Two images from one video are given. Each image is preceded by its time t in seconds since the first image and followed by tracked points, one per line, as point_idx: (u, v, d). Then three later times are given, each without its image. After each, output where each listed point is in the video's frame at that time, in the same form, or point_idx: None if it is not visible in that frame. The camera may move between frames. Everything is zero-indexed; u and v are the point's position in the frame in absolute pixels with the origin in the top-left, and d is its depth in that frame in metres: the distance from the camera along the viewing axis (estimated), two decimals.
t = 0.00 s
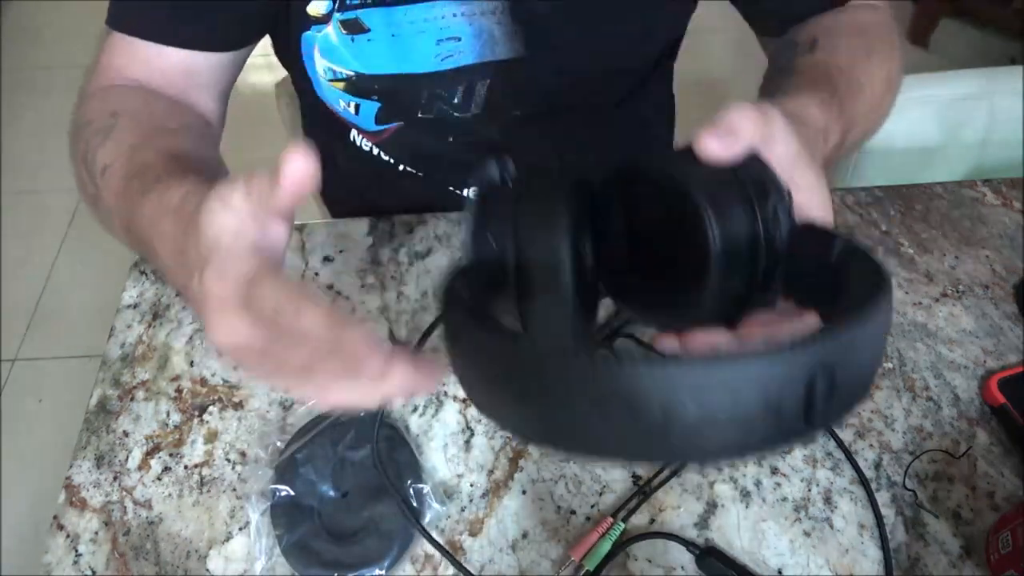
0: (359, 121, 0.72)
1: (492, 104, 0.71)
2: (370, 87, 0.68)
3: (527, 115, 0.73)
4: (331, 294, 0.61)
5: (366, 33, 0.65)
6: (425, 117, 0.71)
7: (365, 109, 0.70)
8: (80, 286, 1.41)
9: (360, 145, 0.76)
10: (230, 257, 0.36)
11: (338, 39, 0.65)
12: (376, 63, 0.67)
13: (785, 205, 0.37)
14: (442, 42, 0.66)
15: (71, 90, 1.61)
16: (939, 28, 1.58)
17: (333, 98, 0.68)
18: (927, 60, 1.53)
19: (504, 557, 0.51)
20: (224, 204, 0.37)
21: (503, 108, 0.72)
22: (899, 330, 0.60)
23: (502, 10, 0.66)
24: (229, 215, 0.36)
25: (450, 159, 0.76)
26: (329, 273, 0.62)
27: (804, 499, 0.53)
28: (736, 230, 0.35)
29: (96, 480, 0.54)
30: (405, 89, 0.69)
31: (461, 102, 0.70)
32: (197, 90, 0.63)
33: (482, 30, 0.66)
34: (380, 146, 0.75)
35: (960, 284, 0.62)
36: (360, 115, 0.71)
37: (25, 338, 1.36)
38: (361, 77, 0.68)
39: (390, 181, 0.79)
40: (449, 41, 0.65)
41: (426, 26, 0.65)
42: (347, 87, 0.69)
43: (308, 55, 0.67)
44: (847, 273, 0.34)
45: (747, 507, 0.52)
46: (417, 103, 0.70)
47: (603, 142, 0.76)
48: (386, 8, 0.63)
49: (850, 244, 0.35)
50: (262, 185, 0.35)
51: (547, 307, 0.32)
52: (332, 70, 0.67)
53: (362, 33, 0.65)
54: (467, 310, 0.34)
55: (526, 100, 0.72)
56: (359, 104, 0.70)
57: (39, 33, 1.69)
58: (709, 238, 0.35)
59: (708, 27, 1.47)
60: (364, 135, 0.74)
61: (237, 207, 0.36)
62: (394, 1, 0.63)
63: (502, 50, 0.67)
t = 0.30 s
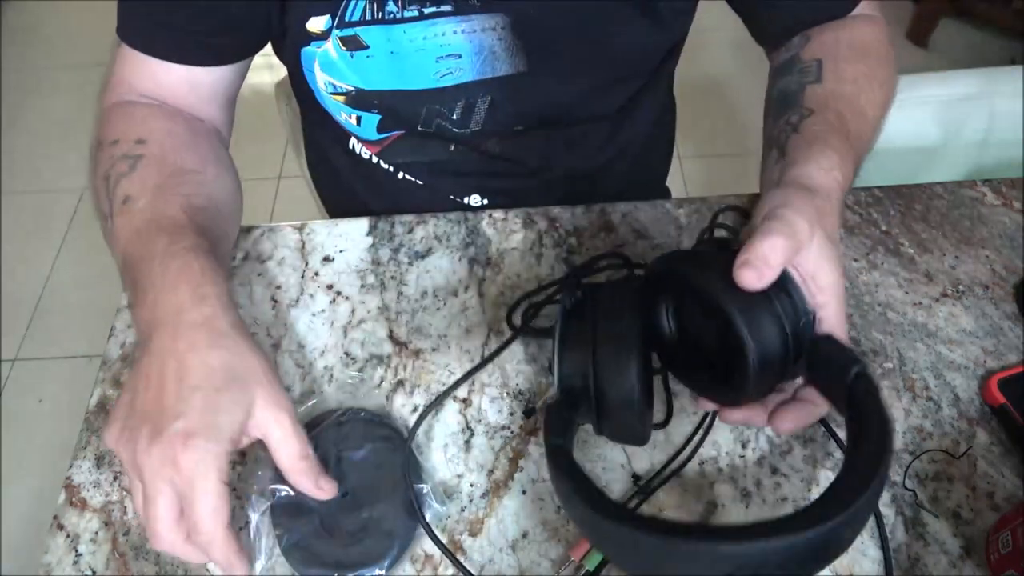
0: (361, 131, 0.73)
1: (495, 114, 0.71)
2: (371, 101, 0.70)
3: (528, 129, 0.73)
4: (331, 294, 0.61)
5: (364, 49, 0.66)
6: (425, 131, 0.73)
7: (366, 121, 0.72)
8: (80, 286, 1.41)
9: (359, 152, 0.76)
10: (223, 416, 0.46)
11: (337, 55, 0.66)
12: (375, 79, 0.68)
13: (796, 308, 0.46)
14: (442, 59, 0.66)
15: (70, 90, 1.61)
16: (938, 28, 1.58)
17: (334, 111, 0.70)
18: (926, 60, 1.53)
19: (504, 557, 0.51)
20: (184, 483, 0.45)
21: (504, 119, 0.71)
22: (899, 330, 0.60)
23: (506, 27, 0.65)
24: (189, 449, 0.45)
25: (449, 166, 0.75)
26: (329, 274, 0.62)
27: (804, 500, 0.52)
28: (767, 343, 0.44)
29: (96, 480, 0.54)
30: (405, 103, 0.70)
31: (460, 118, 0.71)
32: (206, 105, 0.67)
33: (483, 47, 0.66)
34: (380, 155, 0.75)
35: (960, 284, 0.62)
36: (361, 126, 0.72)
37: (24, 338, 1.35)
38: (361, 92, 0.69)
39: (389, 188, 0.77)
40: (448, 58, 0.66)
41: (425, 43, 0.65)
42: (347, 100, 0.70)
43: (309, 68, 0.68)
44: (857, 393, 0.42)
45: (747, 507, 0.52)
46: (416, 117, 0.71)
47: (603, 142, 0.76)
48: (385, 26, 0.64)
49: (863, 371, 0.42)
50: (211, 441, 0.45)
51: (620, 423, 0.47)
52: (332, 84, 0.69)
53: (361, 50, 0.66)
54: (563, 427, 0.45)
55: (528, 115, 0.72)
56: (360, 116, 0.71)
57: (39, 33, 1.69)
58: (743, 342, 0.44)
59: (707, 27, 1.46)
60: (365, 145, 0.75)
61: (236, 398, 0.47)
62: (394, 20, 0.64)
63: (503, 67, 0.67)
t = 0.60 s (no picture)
0: (362, 136, 0.74)
1: (496, 118, 0.71)
2: (373, 106, 0.70)
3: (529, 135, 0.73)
4: (331, 294, 0.61)
5: (366, 55, 0.66)
6: (426, 135, 0.73)
7: (368, 125, 0.72)
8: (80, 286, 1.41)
9: (361, 156, 0.77)
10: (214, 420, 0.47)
11: (339, 60, 0.67)
12: (376, 84, 0.68)
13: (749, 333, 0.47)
14: (444, 64, 0.66)
15: (70, 90, 1.61)
16: (938, 28, 1.58)
17: (335, 116, 0.70)
18: (926, 61, 1.53)
19: (504, 556, 0.51)
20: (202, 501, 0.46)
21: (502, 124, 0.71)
22: (900, 331, 0.60)
23: (507, 32, 0.65)
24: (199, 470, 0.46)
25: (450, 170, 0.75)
26: (329, 273, 0.62)
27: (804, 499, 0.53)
28: (711, 370, 0.47)
29: (96, 480, 0.54)
30: (406, 109, 0.70)
31: (462, 123, 0.71)
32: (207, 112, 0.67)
33: (485, 52, 0.66)
34: (382, 159, 0.75)
35: (960, 284, 0.62)
36: (363, 130, 0.73)
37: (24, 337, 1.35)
38: (362, 96, 0.69)
39: (390, 192, 0.77)
40: (450, 63, 0.66)
41: (427, 49, 0.65)
42: (349, 105, 0.70)
43: (310, 72, 0.68)
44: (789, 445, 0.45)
45: (747, 507, 0.52)
46: (417, 121, 0.71)
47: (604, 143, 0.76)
48: (387, 31, 0.64)
49: (803, 423, 0.45)
50: (201, 444, 0.45)
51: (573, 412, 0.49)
52: (333, 88, 0.69)
53: (363, 55, 0.66)
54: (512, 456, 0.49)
55: (528, 121, 0.72)
56: (361, 120, 0.72)
57: (39, 33, 1.69)
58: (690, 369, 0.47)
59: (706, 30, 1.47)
60: (368, 149, 0.75)
61: (228, 404, 0.47)
62: (396, 25, 0.64)
63: (504, 72, 0.67)
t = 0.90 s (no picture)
0: (361, 137, 0.74)
1: (494, 118, 0.71)
2: (370, 108, 0.70)
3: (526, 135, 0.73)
4: (331, 294, 0.61)
5: (362, 58, 0.66)
6: (423, 136, 0.73)
7: (366, 127, 0.72)
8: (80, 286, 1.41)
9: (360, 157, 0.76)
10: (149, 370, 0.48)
11: (335, 64, 0.67)
12: (372, 87, 0.68)
13: (763, 362, 0.48)
14: (440, 66, 0.66)
15: (70, 90, 1.61)
16: (938, 28, 1.58)
17: (333, 117, 0.70)
18: (926, 61, 1.53)
19: (504, 556, 0.51)
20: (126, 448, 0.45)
21: (501, 124, 0.71)
22: (900, 331, 0.60)
23: (502, 33, 0.65)
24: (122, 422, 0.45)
25: (449, 171, 0.75)
26: (329, 273, 0.62)
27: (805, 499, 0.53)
28: (721, 392, 0.48)
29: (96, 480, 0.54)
30: (402, 112, 0.70)
31: (459, 125, 0.71)
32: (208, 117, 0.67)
33: (481, 53, 0.66)
34: (381, 160, 0.75)
35: (960, 284, 0.62)
36: (361, 132, 0.72)
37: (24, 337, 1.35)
38: (359, 99, 0.69)
39: (390, 193, 0.77)
40: (445, 65, 0.66)
41: (422, 51, 0.65)
42: (346, 107, 0.70)
43: (307, 76, 0.69)
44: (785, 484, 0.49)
45: (747, 507, 0.52)
46: (414, 123, 0.71)
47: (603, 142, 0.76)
48: (382, 34, 0.64)
49: (806, 466, 0.49)
50: (117, 357, 0.48)
51: (579, 415, 0.50)
52: (331, 92, 0.69)
53: (359, 58, 0.66)
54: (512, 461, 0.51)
55: (525, 121, 0.72)
56: (359, 123, 0.72)
57: (38, 33, 1.69)
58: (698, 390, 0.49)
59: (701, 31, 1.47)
60: (366, 151, 0.75)
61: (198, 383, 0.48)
62: (391, 28, 0.64)
63: (500, 73, 0.67)
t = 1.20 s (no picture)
0: (357, 135, 0.74)
1: (492, 115, 0.71)
2: (366, 106, 0.70)
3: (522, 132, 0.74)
4: (331, 294, 0.61)
5: (359, 55, 0.66)
6: (420, 133, 0.73)
7: (362, 125, 0.72)
8: (80, 286, 1.41)
9: (356, 155, 0.77)
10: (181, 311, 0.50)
11: (332, 61, 0.67)
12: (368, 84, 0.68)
13: (764, 363, 0.48)
14: (436, 63, 0.66)
15: (70, 91, 1.61)
16: (938, 29, 1.58)
17: (330, 115, 0.70)
18: (926, 61, 1.53)
19: (504, 555, 0.51)
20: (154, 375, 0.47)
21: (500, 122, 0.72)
22: (900, 331, 0.60)
23: (498, 31, 0.65)
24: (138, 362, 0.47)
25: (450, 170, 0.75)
26: (329, 273, 0.62)
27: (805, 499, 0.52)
28: (721, 394, 0.48)
29: (96, 480, 0.54)
30: (398, 109, 0.70)
31: (455, 122, 0.71)
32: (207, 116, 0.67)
33: (477, 50, 0.65)
34: (379, 159, 0.75)
35: (960, 284, 0.62)
36: (357, 130, 0.73)
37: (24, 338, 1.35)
38: (356, 97, 0.69)
39: (391, 191, 0.77)
40: (442, 61, 0.66)
41: (419, 47, 0.65)
42: (343, 106, 0.70)
43: (304, 74, 0.69)
44: (787, 484, 0.49)
45: (747, 507, 0.52)
46: (411, 121, 0.71)
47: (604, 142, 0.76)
48: (378, 31, 0.64)
49: (806, 466, 0.49)
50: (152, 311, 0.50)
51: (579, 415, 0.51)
52: (328, 90, 0.69)
53: (356, 55, 0.66)
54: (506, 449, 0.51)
55: (522, 119, 0.72)
56: (356, 120, 0.72)
57: (39, 34, 1.69)
58: (699, 390, 0.49)
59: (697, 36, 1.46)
60: (360, 148, 0.75)
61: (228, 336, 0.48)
62: (388, 24, 0.64)
63: (495, 69, 0.67)
